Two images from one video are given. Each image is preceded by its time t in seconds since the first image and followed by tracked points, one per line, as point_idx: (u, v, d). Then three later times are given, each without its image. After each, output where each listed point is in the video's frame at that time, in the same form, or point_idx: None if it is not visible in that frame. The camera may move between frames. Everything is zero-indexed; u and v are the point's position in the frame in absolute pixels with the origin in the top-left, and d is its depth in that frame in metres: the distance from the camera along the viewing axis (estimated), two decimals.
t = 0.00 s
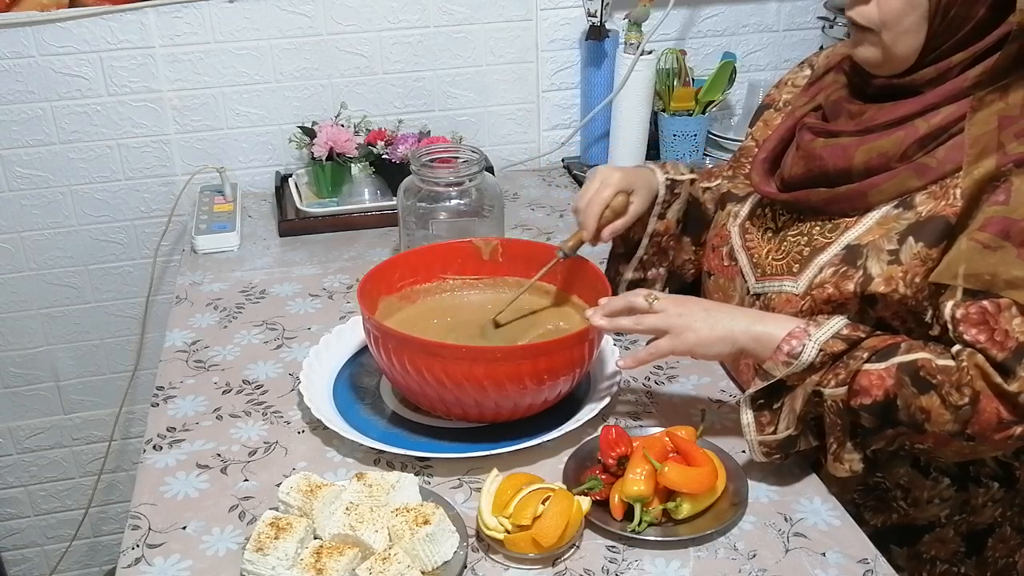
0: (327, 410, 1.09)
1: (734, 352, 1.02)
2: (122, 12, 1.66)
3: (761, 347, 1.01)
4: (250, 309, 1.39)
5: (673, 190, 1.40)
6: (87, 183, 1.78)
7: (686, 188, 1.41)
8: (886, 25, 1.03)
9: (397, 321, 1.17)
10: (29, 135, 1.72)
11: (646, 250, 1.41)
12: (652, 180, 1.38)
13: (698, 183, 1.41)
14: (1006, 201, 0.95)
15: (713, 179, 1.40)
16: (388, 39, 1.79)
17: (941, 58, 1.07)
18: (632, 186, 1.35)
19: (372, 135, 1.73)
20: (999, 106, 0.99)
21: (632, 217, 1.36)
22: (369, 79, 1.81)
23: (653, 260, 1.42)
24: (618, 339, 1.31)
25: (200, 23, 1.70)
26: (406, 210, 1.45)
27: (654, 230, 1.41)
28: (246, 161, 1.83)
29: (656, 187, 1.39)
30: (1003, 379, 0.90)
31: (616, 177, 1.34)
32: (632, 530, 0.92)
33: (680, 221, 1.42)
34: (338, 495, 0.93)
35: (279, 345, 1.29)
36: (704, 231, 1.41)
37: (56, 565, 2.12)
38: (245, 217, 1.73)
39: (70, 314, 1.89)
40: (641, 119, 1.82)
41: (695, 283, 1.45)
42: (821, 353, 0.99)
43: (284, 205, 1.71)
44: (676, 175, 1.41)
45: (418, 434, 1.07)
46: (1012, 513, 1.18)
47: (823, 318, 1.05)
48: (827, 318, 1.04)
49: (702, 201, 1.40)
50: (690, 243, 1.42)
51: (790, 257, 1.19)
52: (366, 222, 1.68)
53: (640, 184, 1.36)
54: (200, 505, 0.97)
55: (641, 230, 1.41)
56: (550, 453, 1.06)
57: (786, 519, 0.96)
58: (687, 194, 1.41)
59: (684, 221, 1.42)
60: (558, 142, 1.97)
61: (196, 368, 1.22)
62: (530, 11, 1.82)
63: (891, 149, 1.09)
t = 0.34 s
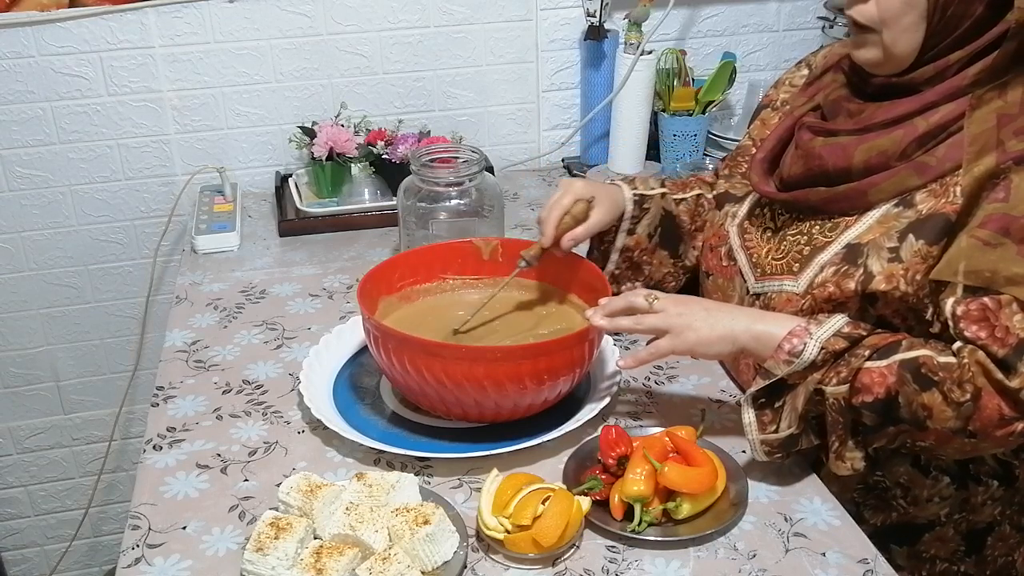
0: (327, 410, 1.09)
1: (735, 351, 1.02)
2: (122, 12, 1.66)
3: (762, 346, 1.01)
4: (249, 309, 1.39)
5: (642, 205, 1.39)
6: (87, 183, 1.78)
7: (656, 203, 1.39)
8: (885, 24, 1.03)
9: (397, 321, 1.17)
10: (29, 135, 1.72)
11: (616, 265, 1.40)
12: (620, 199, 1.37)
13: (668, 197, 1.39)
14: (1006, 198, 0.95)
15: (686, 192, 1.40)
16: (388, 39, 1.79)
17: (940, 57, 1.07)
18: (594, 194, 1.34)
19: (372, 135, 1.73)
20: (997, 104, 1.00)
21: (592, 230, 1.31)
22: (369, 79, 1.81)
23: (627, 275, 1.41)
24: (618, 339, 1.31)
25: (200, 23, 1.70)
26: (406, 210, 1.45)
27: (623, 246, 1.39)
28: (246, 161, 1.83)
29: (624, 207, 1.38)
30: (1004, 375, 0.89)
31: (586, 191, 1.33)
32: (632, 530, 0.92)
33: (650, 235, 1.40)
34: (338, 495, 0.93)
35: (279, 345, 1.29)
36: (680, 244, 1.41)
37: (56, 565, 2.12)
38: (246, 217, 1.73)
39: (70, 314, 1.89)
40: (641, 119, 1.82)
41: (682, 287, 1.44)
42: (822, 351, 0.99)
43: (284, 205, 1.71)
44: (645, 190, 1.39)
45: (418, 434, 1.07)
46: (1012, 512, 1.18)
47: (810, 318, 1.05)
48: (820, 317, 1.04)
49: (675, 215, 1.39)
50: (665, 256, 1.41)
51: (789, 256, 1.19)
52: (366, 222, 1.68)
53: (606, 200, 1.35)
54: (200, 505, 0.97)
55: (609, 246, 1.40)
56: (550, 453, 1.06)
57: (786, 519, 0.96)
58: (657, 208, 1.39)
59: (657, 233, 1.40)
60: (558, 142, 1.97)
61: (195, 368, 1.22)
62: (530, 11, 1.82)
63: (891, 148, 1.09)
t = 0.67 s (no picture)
0: (327, 410, 1.09)
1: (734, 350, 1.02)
2: (122, 12, 1.66)
3: (762, 345, 1.01)
4: (250, 309, 1.39)
5: (643, 201, 1.38)
6: (87, 183, 1.78)
7: (658, 198, 1.38)
8: (882, 25, 1.04)
9: (397, 321, 1.17)
10: (30, 135, 1.72)
11: (618, 259, 1.40)
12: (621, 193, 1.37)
13: (670, 192, 1.39)
14: (1004, 196, 0.95)
15: (688, 189, 1.40)
16: (388, 39, 1.79)
17: (937, 57, 1.07)
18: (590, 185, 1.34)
19: (372, 135, 1.73)
20: (994, 103, 0.99)
21: (592, 224, 1.32)
22: (369, 79, 1.81)
23: (627, 270, 1.41)
24: (618, 339, 1.31)
25: (200, 23, 1.70)
26: (406, 210, 1.45)
27: (625, 240, 1.39)
28: (246, 161, 1.83)
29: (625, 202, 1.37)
30: (1003, 373, 0.90)
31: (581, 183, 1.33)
32: (632, 530, 0.92)
33: (653, 230, 1.39)
34: (338, 495, 0.93)
35: (279, 345, 1.29)
36: (682, 241, 1.40)
37: (56, 565, 2.12)
38: (246, 217, 1.73)
39: (69, 314, 1.89)
40: (641, 119, 1.82)
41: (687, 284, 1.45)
42: (823, 350, 0.98)
43: (284, 205, 1.71)
44: (647, 185, 1.39)
45: (418, 434, 1.07)
46: (1012, 510, 1.18)
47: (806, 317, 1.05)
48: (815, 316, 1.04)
49: (677, 211, 1.39)
50: (667, 253, 1.41)
51: (788, 255, 1.19)
52: (366, 222, 1.68)
53: (604, 192, 1.35)
54: (200, 506, 0.97)
55: (611, 243, 1.40)
56: (550, 453, 1.06)
57: (786, 519, 0.96)
58: (659, 204, 1.39)
59: (660, 229, 1.39)
60: (558, 142, 1.97)
61: (196, 368, 1.22)
62: (530, 11, 1.82)
63: (889, 147, 1.09)
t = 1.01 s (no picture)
0: (327, 410, 1.09)
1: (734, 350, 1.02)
2: (122, 12, 1.66)
3: (761, 345, 1.01)
4: (249, 309, 1.39)
5: (653, 188, 1.38)
6: (87, 183, 1.78)
7: (666, 187, 1.39)
8: (880, 27, 1.04)
9: (396, 321, 1.17)
10: (30, 135, 1.72)
11: (622, 246, 1.40)
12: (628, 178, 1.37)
13: (678, 183, 1.40)
14: (1003, 197, 0.95)
15: (695, 183, 1.41)
16: (388, 39, 1.79)
17: (935, 57, 1.07)
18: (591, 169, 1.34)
19: (372, 135, 1.73)
20: (993, 103, 0.99)
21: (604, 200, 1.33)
22: (368, 79, 1.81)
23: (631, 258, 1.41)
24: (618, 339, 1.31)
25: (200, 23, 1.70)
26: (406, 210, 1.45)
27: (632, 227, 1.39)
28: (246, 161, 1.83)
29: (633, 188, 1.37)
30: (1002, 371, 0.90)
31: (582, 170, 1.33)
32: (631, 530, 0.92)
33: (660, 218, 1.40)
34: (339, 495, 0.93)
35: (279, 345, 1.29)
36: (686, 233, 1.41)
37: (56, 565, 2.12)
38: (245, 217, 1.73)
39: (70, 314, 1.89)
40: (641, 119, 1.82)
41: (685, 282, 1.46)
42: (822, 350, 0.98)
43: (284, 205, 1.71)
44: (656, 173, 1.39)
45: (418, 434, 1.07)
46: (1011, 509, 1.18)
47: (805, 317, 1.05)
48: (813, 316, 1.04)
49: (684, 203, 1.40)
50: (671, 245, 1.41)
51: (786, 255, 1.19)
52: (366, 222, 1.68)
53: (608, 173, 1.35)
54: (200, 506, 0.97)
55: (612, 240, 1.40)
56: (550, 453, 1.06)
57: (786, 519, 0.96)
58: (667, 192, 1.39)
59: (667, 221, 1.40)
60: (558, 142, 1.96)
61: (195, 368, 1.22)
62: (530, 11, 1.82)
63: (888, 147, 1.09)
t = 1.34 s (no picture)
0: (327, 410, 1.09)
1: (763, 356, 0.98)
2: (122, 12, 1.66)
3: (795, 357, 0.96)
4: (249, 309, 1.39)
5: (653, 189, 1.38)
6: (87, 184, 1.78)
7: (667, 189, 1.39)
8: (879, 28, 1.05)
9: (398, 323, 1.17)
10: (30, 135, 1.72)
11: (626, 246, 1.39)
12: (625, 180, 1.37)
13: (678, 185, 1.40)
14: (1018, 203, 0.94)
15: (696, 187, 1.41)
16: (388, 39, 1.79)
17: (935, 57, 1.08)
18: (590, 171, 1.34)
19: (372, 136, 1.73)
20: (997, 104, 1.00)
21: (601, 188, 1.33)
22: (369, 79, 1.81)
23: (635, 259, 1.39)
24: (618, 339, 1.32)
25: (200, 23, 1.70)
26: (406, 210, 1.45)
27: (633, 228, 1.38)
28: (247, 161, 1.83)
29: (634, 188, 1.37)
30: None
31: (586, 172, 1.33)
32: (631, 530, 0.92)
33: (661, 220, 1.39)
34: (339, 495, 0.93)
35: (279, 345, 1.29)
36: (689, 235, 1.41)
37: (57, 565, 2.12)
38: (246, 217, 1.73)
39: (70, 315, 1.90)
40: (641, 119, 1.82)
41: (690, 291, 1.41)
42: (862, 364, 0.93)
43: (284, 206, 1.71)
44: (655, 177, 1.39)
45: (418, 434, 1.07)
46: (1011, 509, 1.19)
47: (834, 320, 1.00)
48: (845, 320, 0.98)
49: (687, 205, 1.40)
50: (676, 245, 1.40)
51: (792, 258, 1.19)
52: (366, 222, 1.68)
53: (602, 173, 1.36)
54: (200, 505, 0.97)
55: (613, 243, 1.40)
56: (550, 453, 1.06)
57: (785, 519, 0.96)
58: (668, 194, 1.39)
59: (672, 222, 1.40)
60: (558, 142, 1.97)
61: (195, 368, 1.23)
62: (530, 11, 1.82)
63: (893, 150, 1.09)
